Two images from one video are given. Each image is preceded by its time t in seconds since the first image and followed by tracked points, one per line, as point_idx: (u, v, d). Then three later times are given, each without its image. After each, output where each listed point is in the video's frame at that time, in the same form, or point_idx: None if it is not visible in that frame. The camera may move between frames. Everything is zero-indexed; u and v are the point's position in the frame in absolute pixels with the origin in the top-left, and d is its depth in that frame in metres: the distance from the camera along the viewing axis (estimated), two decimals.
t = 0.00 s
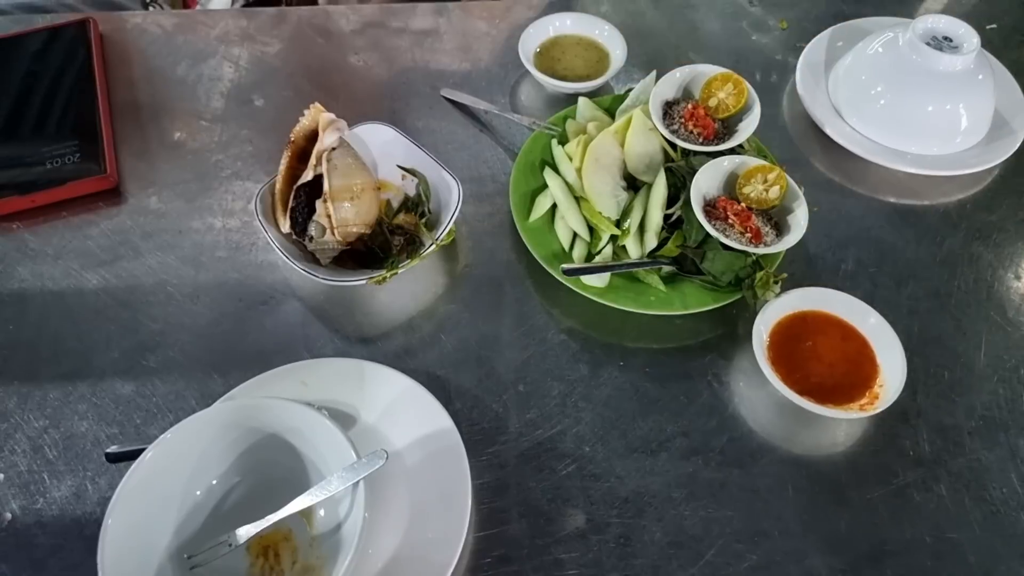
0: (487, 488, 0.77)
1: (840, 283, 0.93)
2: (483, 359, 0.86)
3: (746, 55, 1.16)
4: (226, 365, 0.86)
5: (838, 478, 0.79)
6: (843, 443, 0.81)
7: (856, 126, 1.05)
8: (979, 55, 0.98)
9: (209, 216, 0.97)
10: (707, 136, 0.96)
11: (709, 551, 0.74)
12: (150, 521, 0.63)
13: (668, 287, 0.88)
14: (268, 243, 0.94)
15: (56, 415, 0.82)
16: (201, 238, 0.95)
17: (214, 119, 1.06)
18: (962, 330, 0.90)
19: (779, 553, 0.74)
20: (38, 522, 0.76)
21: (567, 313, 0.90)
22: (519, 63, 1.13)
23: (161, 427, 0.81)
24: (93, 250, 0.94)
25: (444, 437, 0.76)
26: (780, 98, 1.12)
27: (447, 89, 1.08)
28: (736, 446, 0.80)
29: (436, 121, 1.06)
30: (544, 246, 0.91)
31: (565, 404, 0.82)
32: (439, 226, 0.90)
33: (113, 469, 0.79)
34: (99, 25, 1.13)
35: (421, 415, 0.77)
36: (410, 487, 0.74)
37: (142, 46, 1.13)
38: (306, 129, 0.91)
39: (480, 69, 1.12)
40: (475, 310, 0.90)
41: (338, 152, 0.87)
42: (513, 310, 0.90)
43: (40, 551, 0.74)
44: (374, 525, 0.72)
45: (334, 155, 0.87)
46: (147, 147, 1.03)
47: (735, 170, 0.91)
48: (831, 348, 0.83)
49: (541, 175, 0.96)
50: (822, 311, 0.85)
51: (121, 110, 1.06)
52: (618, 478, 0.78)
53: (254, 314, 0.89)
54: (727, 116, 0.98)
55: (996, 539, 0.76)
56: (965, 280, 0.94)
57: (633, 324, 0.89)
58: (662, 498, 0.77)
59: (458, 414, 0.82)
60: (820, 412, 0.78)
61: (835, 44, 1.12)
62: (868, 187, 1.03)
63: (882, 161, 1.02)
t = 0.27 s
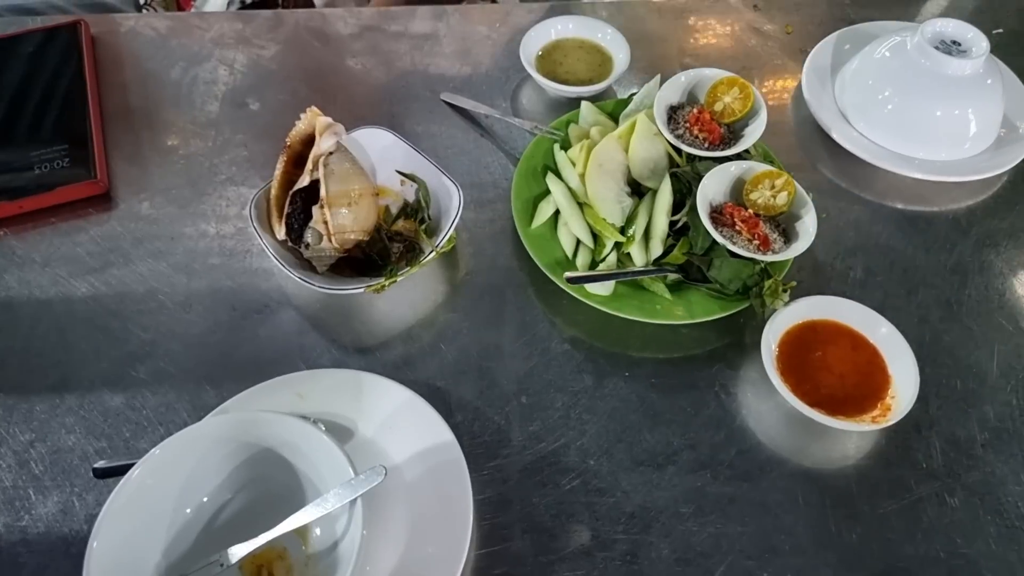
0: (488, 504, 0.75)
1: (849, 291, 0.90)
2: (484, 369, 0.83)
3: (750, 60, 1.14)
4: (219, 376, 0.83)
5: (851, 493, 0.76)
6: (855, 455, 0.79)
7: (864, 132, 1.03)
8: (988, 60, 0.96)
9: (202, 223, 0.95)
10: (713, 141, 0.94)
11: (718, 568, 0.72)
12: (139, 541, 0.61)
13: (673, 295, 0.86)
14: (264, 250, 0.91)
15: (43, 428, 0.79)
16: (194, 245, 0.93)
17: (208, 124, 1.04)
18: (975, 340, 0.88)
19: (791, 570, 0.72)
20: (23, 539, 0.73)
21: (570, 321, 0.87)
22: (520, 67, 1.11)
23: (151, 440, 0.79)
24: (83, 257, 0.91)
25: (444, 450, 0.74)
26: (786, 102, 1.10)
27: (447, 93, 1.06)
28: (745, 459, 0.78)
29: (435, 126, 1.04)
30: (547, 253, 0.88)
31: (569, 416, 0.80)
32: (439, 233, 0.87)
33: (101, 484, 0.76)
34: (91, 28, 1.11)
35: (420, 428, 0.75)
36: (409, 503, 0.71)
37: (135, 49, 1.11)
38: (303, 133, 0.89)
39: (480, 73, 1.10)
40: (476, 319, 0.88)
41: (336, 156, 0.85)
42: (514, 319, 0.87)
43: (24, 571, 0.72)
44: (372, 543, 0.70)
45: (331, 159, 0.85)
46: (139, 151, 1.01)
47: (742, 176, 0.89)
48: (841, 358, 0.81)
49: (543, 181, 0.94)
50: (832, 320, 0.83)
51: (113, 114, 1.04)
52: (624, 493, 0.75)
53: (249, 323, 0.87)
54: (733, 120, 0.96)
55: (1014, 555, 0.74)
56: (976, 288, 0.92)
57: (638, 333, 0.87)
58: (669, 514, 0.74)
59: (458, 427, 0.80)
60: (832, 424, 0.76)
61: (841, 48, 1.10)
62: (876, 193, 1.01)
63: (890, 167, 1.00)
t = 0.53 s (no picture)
0: (490, 525, 0.73)
1: (858, 305, 0.89)
2: (486, 385, 0.81)
3: (754, 70, 1.13)
4: (214, 391, 0.81)
5: (863, 513, 0.75)
6: (865, 474, 0.77)
7: (870, 142, 1.01)
8: (996, 70, 0.95)
9: (198, 234, 0.93)
10: (718, 152, 0.92)
11: None
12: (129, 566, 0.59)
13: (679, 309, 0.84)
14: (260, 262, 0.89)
15: (31, 446, 0.77)
16: (189, 257, 0.91)
17: (205, 133, 1.02)
18: (986, 355, 0.86)
19: None
20: (9, 562, 0.71)
21: (573, 336, 0.86)
22: (521, 76, 1.10)
23: (143, 458, 0.77)
24: (75, 269, 0.89)
25: (445, 469, 0.71)
26: (791, 112, 1.09)
27: (448, 103, 1.05)
28: (754, 478, 0.76)
29: (436, 136, 1.02)
30: (549, 266, 0.87)
31: (573, 433, 0.78)
32: (440, 244, 0.86)
33: (90, 504, 0.74)
34: (86, 35, 1.09)
35: (420, 446, 0.73)
36: (409, 524, 0.69)
37: (130, 57, 1.09)
38: (301, 143, 0.87)
39: (481, 82, 1.09)
40: (477, 333, 0.86)
41: (334, 167, 0.83)
42: (517, 334, 0.85)
43: None
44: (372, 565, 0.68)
45: (330, 170, 0.83)
46: (133, 161, 0.99)
47: (749, 187, 0.88)
48: (852, 374, 0.79)
49: (546, 192, 0.92)
50: (841, 335, 0.82)
51: (107, 123, 1.02)
52: (630, 514, 0.73)
53: (245, 337, 0.85)
54: (739, 131, 0.95)
55: None
56: (987, 302, 0.90)
57: (643, 348, 0.85)
58: (677, 535, 0.72)
59: (459, 444, 0.78)
60: (843, 442, 0.74)
61: (846, 58, 1.09)
62: (883, 205, 0.99)
63: (897, 178, 0.98)
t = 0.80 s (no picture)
0: (496, 554, 0.70)
1: (874, 324, 0.86)
2: (491, 407, 0.79)
3: (762, 83, 1.11)
4: (208, 414, 0.78)
5: (884, 542, 0.71)
6: (885, 500, 0.74)
7: (882, 157, 0.99)
8: (1010, 84, 0.93)
9: (193, 250, 0.90)
10: (728, 166, 0.90)
11: None
12: None
13: (689, 328, 0.82)
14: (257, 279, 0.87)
15: (16, 470, 0.74)
16: (184, 274, 0.88)
17: (201, 146, 1.00)
18: (1007, 376, 0.83)
19: None
20: None
21: (580, 355, 0.83)
22: (525, 89, 1.08)
23: (134, 484, 0.73)
24: (65, 286, 0.87)
25: (448, 495, 0.68)
26: (800, 126, 1.07)
27: (450, 116, 1.02)
28: (769, 505, 0.73)
29: (438, 150, 1.00)
30: (556, 283, 0.84)
31: (582, 458, 0.75)
32: (444, 261, 0.83)
33: (77, 532, 0.70)
34: (81, 47, 1.07)
35: (422, 471, 0.70)
36: (410, 554, 0.66)
37: (126, 69, 1.07)
38: (301, 157, 0.85)
39: (484, 95, 1.07)
40: (481, 353, 0.83)
41: (334, 181, 0.81)
42: (522, 353, 0.83)
43: None
44: None
45: (330, 184, 0.80)
46: (128, 175, 0.96)
47: (761, 203, 0.85)
48: (869, 396, 0.76)
49: (552, 207, 0.90)
50: (858, 355, 0.79)
51: (102, 135, 1.00)
52: (642, 543, 0.70)
53: (240, 357, 0.82)
54: (749, 145, 0.92)
55: None
56: (1006, 320, 0.88)
57: (653, 368, 0.82)
58: (690, 566, 0.69)
59: (463, 469, 0.75)
60: (864, 467, 0.71)
61: (855, 71, 1.07)
62: (896, 222, 0.97)
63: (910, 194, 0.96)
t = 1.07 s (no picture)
0: None
1: (889, 337, 0.84)
2: (495, 423, 0.76)
3: (770, 90, 1.09)
4: (200, 430, 0.75)
5: (905, 565, 0.69)
6: (904, 521, 0.71)
7: (894, 165, 0.97)
8: None
9: (187, 260, 0.87)
10: (738, 174, 0.88)
11: None
12: None
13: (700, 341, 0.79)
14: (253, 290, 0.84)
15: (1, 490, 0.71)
16: (177, 284, 0.85)
17: (197, 154, 0.97)
18: None
19: None
20: None
21: (587, 369, 0.80)
22: (528, 96, 1.06)
23: (123, 503, 0.71)
24: (55, 297, 0.84)
25: (450, 516, 0.66)
26: (810, 133, 1.05)
27: (451, 123, 1.00)
28: (785, 526, 0.70)
29: (440, 157, 0.98)
30: (561, 294, 0.81)
31: (589, 476, 0.72)
32: (445, 272, 0.80)
33: (63, 555, 0.67)
34: (75, 52, 1.05)
35: (423, 490, 0.67)
36: None
37: (120, 75, 1.04)
38: (299, 164, 0.82)
39: (486, 102, 1.05)
40: (484, 366, 0.80)
41: (333, 189, 0.78)
42: (527, 367, 0.80)
43: None
44: None
45: (329, 192, 0.78)
46: (121, 183, 0.94)
47: (773, 212, 0.83)
48: (888, 412, 0.74)
49: (556, 216, 0.87)
50: (875, 370, 0.76)
51: (95, 143, 0.98)
52: (652, 566, 0.67)
53: (235, 371, 0.79)
54: (759, 152, 0.90)
55: None
56: None
57: (662, 382, 0.79)
58: None
59: (466, 488, 0.72)
60: (885, 487, 0.68)
61: (865, 78, 1.05)
62: (910, 231, 0.94)
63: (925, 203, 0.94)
